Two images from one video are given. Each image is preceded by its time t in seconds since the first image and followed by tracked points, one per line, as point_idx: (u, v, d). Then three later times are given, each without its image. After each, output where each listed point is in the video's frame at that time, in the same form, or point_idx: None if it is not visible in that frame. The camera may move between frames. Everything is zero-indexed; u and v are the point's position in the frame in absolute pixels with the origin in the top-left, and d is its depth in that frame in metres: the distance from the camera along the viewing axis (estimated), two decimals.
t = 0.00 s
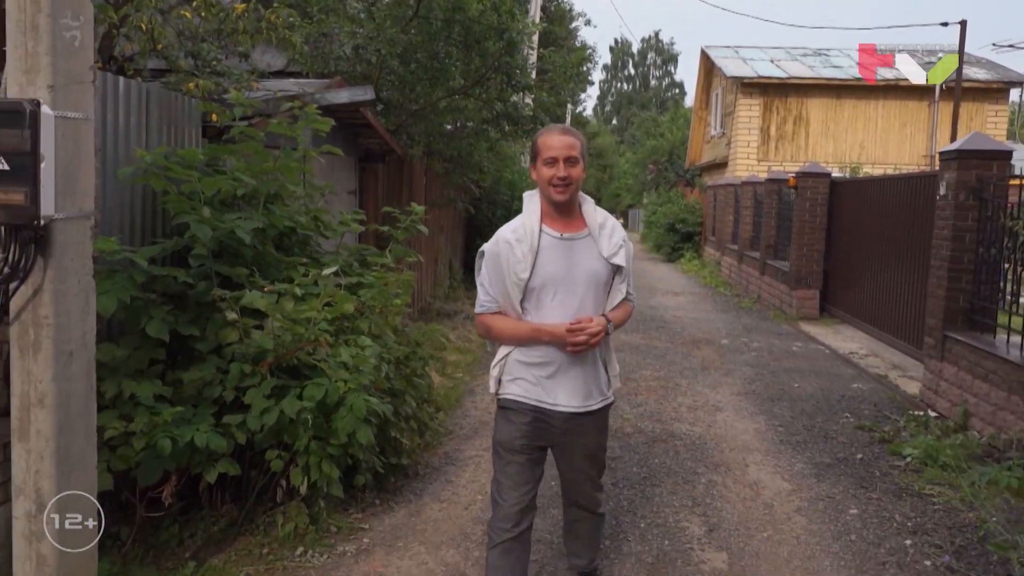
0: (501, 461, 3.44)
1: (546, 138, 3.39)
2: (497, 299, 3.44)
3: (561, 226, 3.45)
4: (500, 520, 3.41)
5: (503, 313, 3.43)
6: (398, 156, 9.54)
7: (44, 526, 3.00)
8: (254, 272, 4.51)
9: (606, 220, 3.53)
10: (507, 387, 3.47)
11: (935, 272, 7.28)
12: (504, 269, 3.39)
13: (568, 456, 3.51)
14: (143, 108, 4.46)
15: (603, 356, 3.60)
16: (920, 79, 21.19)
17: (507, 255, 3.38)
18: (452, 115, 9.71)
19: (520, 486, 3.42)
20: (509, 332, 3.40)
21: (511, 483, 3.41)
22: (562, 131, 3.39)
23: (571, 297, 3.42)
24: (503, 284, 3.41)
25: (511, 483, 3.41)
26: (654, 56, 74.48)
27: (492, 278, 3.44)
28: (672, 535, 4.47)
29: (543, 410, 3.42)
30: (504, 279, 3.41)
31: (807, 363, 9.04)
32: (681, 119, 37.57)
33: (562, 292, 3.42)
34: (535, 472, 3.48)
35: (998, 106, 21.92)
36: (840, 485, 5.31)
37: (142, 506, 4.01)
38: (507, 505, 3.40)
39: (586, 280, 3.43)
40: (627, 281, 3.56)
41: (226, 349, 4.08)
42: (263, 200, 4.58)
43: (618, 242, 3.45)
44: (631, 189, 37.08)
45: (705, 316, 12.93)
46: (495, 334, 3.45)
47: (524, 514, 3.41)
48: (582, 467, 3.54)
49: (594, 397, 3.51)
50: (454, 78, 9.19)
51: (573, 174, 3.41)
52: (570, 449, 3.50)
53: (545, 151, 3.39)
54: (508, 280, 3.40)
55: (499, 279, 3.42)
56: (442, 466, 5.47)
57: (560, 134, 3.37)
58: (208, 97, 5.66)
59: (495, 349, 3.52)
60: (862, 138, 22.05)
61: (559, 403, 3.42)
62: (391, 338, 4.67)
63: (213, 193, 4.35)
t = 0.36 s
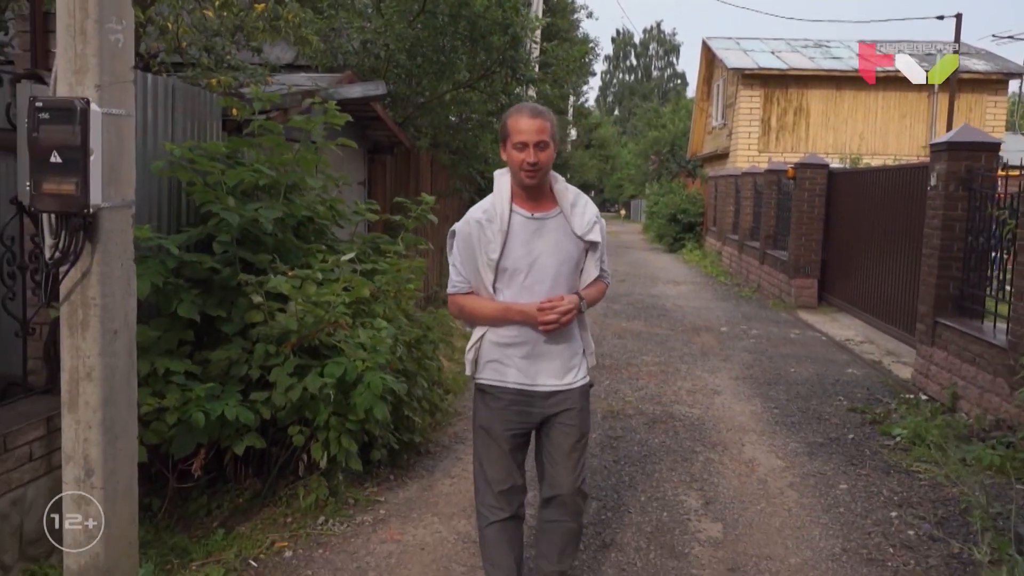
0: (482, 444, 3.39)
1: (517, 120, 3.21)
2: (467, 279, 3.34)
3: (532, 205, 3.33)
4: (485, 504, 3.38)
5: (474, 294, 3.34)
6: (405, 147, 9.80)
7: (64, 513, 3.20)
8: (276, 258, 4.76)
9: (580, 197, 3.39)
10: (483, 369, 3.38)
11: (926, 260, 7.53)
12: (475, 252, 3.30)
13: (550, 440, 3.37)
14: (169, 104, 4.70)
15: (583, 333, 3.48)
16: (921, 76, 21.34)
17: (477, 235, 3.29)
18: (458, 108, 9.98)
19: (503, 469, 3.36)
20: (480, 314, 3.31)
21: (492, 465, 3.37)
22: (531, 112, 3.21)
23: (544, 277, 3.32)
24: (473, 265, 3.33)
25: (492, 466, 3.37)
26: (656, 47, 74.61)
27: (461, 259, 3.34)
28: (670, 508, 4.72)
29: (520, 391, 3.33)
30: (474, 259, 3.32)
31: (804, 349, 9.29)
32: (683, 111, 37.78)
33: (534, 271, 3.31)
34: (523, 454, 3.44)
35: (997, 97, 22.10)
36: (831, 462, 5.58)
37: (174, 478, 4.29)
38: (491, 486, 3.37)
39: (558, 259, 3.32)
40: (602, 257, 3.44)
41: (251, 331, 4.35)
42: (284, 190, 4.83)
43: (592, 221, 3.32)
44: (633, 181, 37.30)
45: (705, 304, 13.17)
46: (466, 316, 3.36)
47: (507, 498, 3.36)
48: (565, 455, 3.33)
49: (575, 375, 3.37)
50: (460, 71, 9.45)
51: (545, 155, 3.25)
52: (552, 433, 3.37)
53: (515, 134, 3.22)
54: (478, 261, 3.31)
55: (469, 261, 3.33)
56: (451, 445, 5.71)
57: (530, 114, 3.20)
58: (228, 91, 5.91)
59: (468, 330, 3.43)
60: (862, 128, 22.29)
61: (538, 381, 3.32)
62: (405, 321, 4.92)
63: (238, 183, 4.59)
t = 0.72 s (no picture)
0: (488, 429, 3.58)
1: (510, 117, 3.34)
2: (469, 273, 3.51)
3: (530, 201, 3.44)
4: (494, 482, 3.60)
5: (471, 286, 3.51)
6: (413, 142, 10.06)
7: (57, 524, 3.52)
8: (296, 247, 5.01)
9: (581, 194, 3.46)
10: (485, 360, 3.56)
11: (919, 251, 7.77)
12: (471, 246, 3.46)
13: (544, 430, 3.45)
14: (195, 100, 4.95)
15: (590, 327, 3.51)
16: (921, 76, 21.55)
17: (476, 231, 3.46)
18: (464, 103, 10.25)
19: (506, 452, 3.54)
20: (474, 307, 3.48)
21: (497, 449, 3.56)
22: (523, 109, 3.33)
23: (537, 271, 3.43)
24: (472, 259, 3.49)
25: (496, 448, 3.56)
26: (658, 42, 74.75)
27: (464, 252, 3.53)
28: (670, 484, 4.98)
29: (514, 383, 3.47)
30: (474, 253, 3.49)
31: (802, 339, 9.54)
32: (686, 105, 37.98)
33: (529, 266, 3.43)
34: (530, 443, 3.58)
35: (997, 92, 22.28)
36: (824, 443, 5.84)
37: (203, 454, 4.55)
38: (496, 469, 3.58)
39: (553, 256, 3.42)
40: (603, 255, 3.49)
41: (274, 315, 4.62)
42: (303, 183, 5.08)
43: (587, 218, 3.40)
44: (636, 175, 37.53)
45: (706, 296, 13.42)
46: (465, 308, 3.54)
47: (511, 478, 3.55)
48: (557, 445, 3.40)
49: (569, 367, 3.43)
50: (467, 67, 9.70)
51: (539, 151, 3.35)
52: (547, 422, 3.45)
53: (508, 130, 3.34)
54: (476, 254, 3.47)
55: (469, 254, 3.50)
56: (460, 427, 5.97)
57: (524, 111, 3.32)
58: (247, 89, 6.18)
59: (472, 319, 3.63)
60: (862, 123, 22.47)
61: (525, 374, 3.45)
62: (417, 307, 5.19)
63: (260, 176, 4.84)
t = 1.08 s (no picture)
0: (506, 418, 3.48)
1: (550, 95, 3.30)
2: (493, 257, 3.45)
3: (558, 186, 3.37)
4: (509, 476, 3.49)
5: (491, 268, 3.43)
6: (422, 136, 10.32)
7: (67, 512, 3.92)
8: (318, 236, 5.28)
9: (612, 183, 3.34)
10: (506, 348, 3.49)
11: (914, 241, 8.01)
12: (495, 226, 3.41)
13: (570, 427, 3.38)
14: (220, 96, 5.21)
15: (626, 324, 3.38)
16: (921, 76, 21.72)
17: (502, 212, 3.43)
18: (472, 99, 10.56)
19: (526, 446, 3.44)
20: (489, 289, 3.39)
21: (515, 440, 3.45)
22: (564, 89, 3.28)
23: (557, 257, 3.32)
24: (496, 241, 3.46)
25: (514, 441, 3.45)
26: (662, 36, 74.91)
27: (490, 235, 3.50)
28: (672, 462, 5.24)
29: (530, 373, 3.40)
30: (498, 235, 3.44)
31: (801, 329, 9.78)
32: (689, 100, 38.19)
33: (551, 251, 3.34)
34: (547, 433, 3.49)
35: (998, 87, 22.46)
36: (819, 425, 6.10)
37: (229, 432, 4.81)
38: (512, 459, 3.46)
39: (576, 241, 3.31)
40: (635, 244, 3.29)
41: (297, 300, 4.89)
42: (323, 175, 5.33)
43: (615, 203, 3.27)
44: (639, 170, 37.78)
45: (708, 288, 13.66)
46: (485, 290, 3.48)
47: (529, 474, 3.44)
48: (584, 447, 3.33)
49: (592, 364, 3.33)
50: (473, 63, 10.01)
51: (575, 132, 3.28)
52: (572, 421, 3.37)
53: (547, 108, 3.30)
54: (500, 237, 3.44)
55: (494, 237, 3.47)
56: (471, 410, 6.22)
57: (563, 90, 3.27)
58: (265, 85, 6.42)
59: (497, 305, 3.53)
60: (864, 118, 22.70)
61: (543, 366, 3.36)
62: (431, 294, 5.46)
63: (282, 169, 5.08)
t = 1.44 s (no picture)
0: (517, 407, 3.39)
1: (566, 89, 3.25)
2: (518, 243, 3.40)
3: (587, 176, 3.36)
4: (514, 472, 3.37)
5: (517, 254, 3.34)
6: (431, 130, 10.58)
7: (65, 513, 3.88)
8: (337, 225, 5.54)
9: (640, 173, 3.37)
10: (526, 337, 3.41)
11: (911, 232, 8.24)
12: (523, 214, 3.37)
13: (585, 414, 3.40)
14: (244, 91, 5.46)
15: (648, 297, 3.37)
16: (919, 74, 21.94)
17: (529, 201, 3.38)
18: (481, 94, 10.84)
19: (542, 438, 3.35)
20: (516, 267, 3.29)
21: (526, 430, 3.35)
22: (577, 81, 3.24)
23: (590, 247, 3.32)
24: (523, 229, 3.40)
25: (528, 434, 3.34)
26: (666, 31, 75.03)
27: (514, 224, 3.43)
28: (675, 440, 5.50)
29: (556, 361, 3.34)
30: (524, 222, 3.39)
31: (801, 318, 10.02)
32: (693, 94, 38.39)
33: (582, 242, 3.33)
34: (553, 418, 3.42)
35: (1000, 81, 22.62)
36: (816, 407, 6.35)
37: (255, 410, 5.07)
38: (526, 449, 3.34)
39: (607, 232, 3.32)
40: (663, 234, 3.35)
41: (318, 286, 5.15)
42: (342, 166, 5.59)
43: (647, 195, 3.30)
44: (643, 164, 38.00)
45: (712, 279, 13.90)
46: (510, 281, 3.36)
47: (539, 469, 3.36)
48: (599, 432, 3.40)
49: (617, 352, 3.36)
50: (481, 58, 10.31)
51: (598, 126, 3.26)
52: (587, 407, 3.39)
53: (566, 103, 3.26)
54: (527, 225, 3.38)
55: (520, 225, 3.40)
56: (482, 393, 6.47)
57: (577, 83, 3.23)
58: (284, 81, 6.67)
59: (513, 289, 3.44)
60: (867, 111, 22.80)
61: (570, 355, 3.32)
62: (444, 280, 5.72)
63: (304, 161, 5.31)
